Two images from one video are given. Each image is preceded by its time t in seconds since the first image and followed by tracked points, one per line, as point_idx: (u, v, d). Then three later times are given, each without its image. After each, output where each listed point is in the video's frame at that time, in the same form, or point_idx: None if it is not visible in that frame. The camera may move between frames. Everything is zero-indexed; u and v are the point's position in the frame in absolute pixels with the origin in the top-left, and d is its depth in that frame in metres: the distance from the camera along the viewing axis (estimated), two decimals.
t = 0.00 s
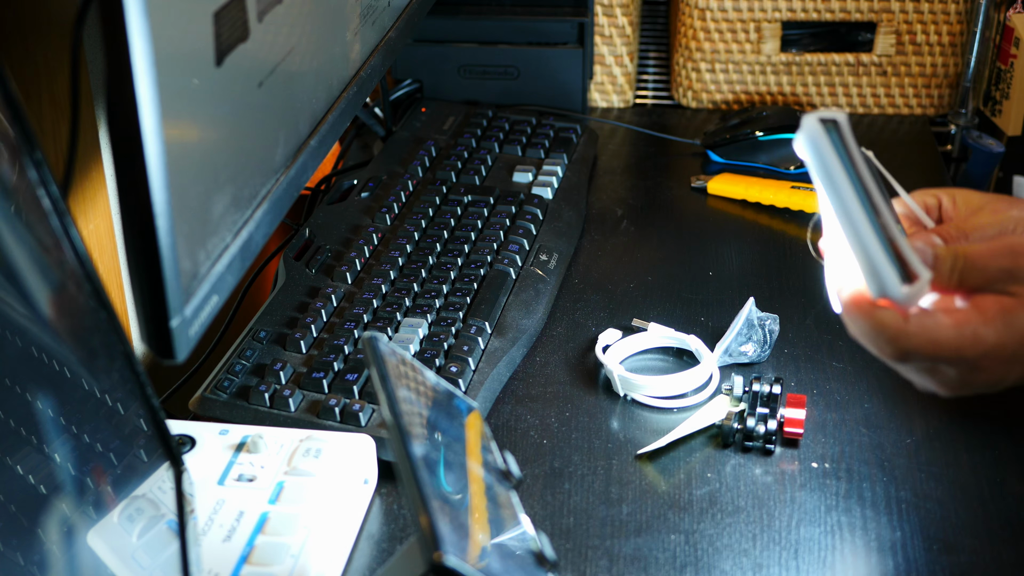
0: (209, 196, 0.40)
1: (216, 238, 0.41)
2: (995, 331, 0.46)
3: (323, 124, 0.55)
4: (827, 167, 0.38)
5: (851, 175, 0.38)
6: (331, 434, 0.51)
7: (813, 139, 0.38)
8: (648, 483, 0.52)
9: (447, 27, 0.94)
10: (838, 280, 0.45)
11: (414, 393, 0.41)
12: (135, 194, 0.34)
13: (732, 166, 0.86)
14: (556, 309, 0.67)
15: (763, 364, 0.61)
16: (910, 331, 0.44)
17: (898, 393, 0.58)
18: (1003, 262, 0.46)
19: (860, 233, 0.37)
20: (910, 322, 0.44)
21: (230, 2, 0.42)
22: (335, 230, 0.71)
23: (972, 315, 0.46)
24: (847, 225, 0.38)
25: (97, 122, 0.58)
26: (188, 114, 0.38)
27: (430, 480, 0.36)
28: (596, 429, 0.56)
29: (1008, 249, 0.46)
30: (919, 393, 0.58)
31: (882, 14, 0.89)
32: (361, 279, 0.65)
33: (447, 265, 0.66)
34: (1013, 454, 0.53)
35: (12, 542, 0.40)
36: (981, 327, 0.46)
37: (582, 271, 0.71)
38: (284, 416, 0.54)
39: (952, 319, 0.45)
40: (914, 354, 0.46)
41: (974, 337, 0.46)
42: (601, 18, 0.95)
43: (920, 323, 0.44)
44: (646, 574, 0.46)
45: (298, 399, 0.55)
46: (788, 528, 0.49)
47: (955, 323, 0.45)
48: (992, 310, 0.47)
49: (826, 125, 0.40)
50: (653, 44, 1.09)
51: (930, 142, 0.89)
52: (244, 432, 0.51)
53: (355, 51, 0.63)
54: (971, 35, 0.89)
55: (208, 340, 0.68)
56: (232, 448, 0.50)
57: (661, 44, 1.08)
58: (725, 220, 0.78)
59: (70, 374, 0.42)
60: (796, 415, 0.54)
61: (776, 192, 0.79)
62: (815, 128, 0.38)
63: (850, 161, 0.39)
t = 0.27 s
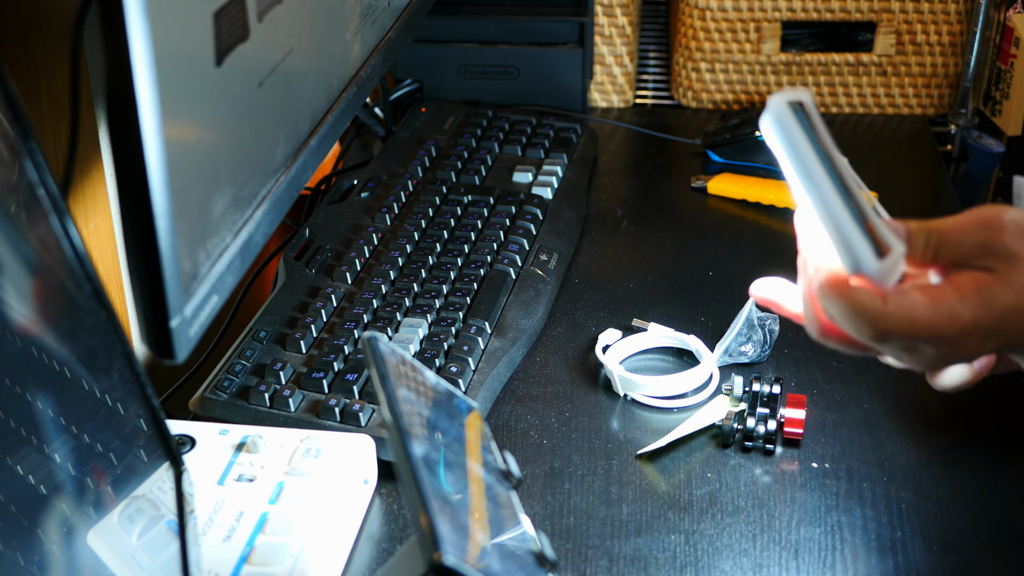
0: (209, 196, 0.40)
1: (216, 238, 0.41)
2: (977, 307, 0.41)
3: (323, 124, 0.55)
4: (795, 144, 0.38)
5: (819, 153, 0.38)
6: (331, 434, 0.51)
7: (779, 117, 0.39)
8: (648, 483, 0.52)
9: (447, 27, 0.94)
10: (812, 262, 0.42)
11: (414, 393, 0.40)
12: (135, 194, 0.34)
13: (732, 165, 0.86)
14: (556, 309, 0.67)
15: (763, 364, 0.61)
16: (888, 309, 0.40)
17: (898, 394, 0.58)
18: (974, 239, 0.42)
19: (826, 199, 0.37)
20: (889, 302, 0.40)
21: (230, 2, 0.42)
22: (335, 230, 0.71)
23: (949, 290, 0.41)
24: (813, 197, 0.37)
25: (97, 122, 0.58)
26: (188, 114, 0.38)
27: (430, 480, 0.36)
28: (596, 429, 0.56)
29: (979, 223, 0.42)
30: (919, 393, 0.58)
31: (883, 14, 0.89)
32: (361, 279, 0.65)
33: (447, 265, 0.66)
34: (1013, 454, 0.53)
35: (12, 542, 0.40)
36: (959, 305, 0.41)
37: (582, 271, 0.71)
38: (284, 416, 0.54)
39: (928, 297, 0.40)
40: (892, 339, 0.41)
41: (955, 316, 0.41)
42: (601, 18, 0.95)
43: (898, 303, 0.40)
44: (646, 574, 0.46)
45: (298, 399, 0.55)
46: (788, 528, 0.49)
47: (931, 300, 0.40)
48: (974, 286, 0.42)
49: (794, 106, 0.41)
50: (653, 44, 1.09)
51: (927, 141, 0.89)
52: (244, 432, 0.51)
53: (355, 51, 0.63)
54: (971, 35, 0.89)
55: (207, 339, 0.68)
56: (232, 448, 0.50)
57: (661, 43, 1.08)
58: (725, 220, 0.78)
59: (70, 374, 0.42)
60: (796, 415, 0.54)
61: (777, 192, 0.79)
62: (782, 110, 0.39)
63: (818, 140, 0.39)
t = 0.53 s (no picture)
0: (209, 197, 0.40)
1: (216, 239, 0.41)
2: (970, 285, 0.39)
3: (323, 124, 0.55)
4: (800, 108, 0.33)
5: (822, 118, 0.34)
6: (331, 434, 0.51)
7: (780, 83, 0.34)
8: (648, 483, 0.52)
9: (447, 27, 0.94)
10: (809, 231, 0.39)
11: (414, 394, 0.40)
12: (135, 194, 0.34)
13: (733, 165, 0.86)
14: (556, 309, 0.67)
15: (763, 364, 0.61)
16: (890, 280, 0.37)
17: (898, 394, 0.58)
18: (968, 218, 0.39)
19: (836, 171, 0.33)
20: (891, 273, 0.37)
21: (230, 2, 0.42)
22: (335, 230, 0.71)
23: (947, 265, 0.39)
24: (817, 166, 0.33)
25: (97, 122, 0.58)
26: (188, 114, 0.38)
27: (430, 480, 0.36)
28: (597, 429, 0.56)
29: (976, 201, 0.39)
30: (919, 393, 0.58)
31: (882, 13, 0.89)
32: (361, 279, 0.65)
33: (447, 265, 0.66)
34: (1013, 454, 0.53)
35: (12, 542, 0.41)
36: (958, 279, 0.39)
37: (582, 271, 0.71)
38: (284, 416, 0.54)
39: (928, 269, 0.38)
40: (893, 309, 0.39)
41: (950, 291, 0.39)
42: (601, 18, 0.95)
43: (901, 272, 0.37)
44: (646, 574, 0.46)
45: (298, 399, 0.55)
46: (788, 528, 0.49)
47: (927, 274, 0.38)
48: (968, 265, 0.39)
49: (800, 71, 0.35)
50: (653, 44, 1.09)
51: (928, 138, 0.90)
52: (244, 432, 0.51)
53: (355, 51, 0.63)
54: (971, 35, 0.89)
55: (207, 339, 0.68)
56: (232, 448, 0.50)
57: (661, 43, 1.08)
58: (725, 220, 0.78)
59: (70, 374, 0.41)
60: (796, 415, 0.55)
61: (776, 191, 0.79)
62: (783, 73, 0.34)
63: (819, 103, 0.34)
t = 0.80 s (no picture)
0: (210, 197, 0.40)
1: (216, 239, 0.41)
2: (944, 314, 0.46)
3: (323, 124, 0.55)
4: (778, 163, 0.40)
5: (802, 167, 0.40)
6: (331, 434, 0.51)
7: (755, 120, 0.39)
8: (648, 483, 0.52)
9: (447, 27, 0.94)
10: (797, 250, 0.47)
11: (413, 393, 0.41)
12: (135, 194, 0.34)
13: (732, 166, 0.86)
14: (556, 309, 0.67)
15: (763, 364, 0.61)
16: (851, 312, 0.46)
17: (898, 394, 0.58)
18: (972, 245, 0.43)
19: (796, 220, 0.41)
20: (849, 308, 0.46)
21: (229, 2, 0.42)
22: (335, 230, 0.71)
23: (920, 294, 0.46)
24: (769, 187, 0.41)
25: (97, 123, 0.58)
26: (188, 113, 0.38)
27: (430, 480, 0.36)
28: (596, 429, 0.56)
29: (980, 229, 0.42)
30: (919, 393, 0.58)
31: (882, 14, 0.89)
32: (361, 279, 0.65)
33: (447, 265, 0.66)
34: (1014, 454, 0.53)
35: (12, 542, 0.40)
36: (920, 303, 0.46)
37: (582, 271, 0.71)
38: (284, 415, 0.54)
39: (894, 302, 0.46)
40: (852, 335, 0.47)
41: (920, 319, 0.46)
42: (601, 18, 0.95)
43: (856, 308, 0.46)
44: (646, 574, 0.46)
45: (298, 399, 0.55)
46: (788, 528, 0.49)
47: (894, 305, 0.46)
48: (949, 295, 0.45)
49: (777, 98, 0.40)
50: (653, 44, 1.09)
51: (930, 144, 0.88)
52: (244, 432, 0.51)
53: (355, 51, 0.63)
54: (971, 35, 0.89)
55: (207, 340, 0.68)
56: (232, 448, 0.50)
57: (661, 43, 1.08)
58: (725, 220, 0.78)
59: (70, 374, 0.42)
60: (796, 415, 0.54)
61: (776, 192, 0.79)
62: (760, 108, 0.39)
63: (787, 138, 0.40)
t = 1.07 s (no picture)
0: (210, 197, 0.40)
1: (216, 239, 0.41)
2: (913, 345, 0.46)
3: (323, 124, 0.55)
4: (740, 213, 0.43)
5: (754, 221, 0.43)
6: (330, 435, 0.51)
7: (730, 169, 0.42)
8: (648, 483, 0.52)
9: (447, 27, 0.94)
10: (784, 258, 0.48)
11: (412, 394, 0.41)
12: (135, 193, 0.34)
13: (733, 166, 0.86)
14: (556, 309, 0.67)
15: (763, 365, 0.61)
16: (822, 333, 0.47)
17: (898, 394, 0.58)
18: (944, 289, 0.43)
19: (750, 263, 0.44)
20: (820, 330, 0.47)
21: (229, 2, 0.42)
22: (335, 230, 0.71)
23: (888, 323, 0.46)
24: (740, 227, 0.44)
25: (97, 123, 0.58)
26: (188, 113, 0.38)
27: (430, 480, 0.36)
28: (597, 429, 0.56)
29: (952, 276, 0.42)
30: (919, 393, 0.58)
31: (882, 14, 0.89)
32: (361, 279, 0.65)
33: (447, 265, 0.66)
34: (1014, 454, 0.53)
35: (12, 541, 0.41)
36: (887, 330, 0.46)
37: (582, 272, 0.71)
38: (284, 415, 0.54)
39: (861, 329, 0.47)
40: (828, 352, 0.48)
41: (888, 346, 0.47)
42: (601, 18, 0.95)
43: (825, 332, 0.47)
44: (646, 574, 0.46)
45: (298, 399, 0.55)
46: (788, 528, 0.49)
47: (862, 332, 0.46)
48: (919, 328, 0.45)
49: (760, 154, 0.41)
50: (653, 44, 1.09)
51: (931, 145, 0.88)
52: (244, 432, 0.51)
53: (355, 51, 0.63)
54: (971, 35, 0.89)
55: (208, 339, 0.68)
56: (232, 448, 0.50)
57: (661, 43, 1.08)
58: (725, 220, 0.78)
59: (70, 375, 0.42)
60: (796, 415, 0.54)
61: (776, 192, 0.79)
62: (738, 160, 0.42)
63: (759, 191, 0.42)
